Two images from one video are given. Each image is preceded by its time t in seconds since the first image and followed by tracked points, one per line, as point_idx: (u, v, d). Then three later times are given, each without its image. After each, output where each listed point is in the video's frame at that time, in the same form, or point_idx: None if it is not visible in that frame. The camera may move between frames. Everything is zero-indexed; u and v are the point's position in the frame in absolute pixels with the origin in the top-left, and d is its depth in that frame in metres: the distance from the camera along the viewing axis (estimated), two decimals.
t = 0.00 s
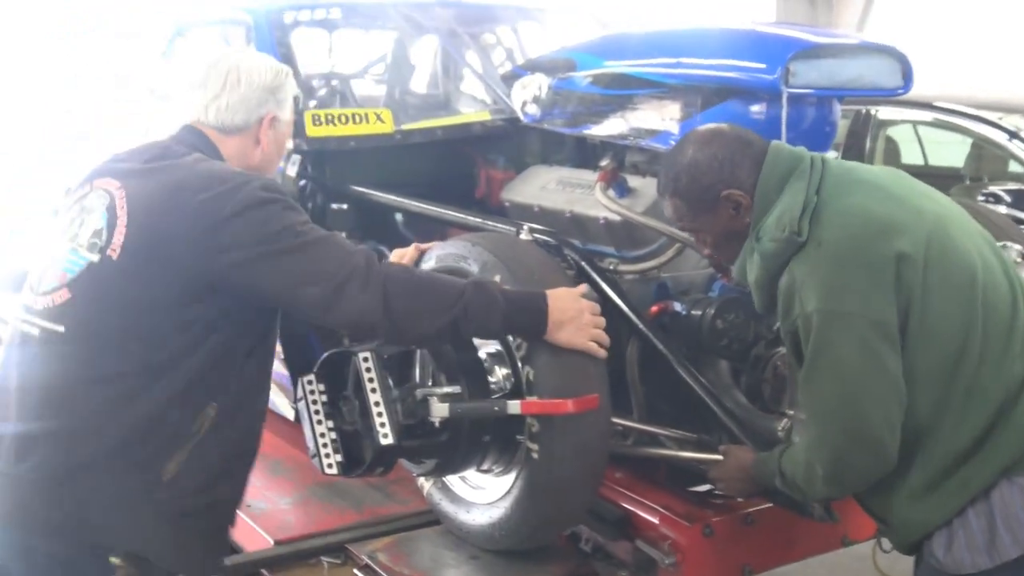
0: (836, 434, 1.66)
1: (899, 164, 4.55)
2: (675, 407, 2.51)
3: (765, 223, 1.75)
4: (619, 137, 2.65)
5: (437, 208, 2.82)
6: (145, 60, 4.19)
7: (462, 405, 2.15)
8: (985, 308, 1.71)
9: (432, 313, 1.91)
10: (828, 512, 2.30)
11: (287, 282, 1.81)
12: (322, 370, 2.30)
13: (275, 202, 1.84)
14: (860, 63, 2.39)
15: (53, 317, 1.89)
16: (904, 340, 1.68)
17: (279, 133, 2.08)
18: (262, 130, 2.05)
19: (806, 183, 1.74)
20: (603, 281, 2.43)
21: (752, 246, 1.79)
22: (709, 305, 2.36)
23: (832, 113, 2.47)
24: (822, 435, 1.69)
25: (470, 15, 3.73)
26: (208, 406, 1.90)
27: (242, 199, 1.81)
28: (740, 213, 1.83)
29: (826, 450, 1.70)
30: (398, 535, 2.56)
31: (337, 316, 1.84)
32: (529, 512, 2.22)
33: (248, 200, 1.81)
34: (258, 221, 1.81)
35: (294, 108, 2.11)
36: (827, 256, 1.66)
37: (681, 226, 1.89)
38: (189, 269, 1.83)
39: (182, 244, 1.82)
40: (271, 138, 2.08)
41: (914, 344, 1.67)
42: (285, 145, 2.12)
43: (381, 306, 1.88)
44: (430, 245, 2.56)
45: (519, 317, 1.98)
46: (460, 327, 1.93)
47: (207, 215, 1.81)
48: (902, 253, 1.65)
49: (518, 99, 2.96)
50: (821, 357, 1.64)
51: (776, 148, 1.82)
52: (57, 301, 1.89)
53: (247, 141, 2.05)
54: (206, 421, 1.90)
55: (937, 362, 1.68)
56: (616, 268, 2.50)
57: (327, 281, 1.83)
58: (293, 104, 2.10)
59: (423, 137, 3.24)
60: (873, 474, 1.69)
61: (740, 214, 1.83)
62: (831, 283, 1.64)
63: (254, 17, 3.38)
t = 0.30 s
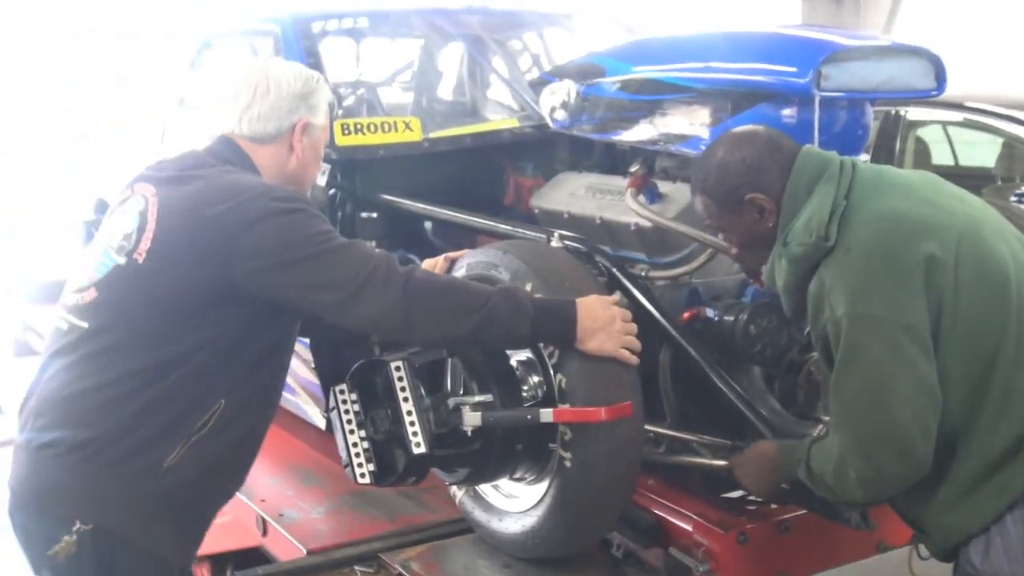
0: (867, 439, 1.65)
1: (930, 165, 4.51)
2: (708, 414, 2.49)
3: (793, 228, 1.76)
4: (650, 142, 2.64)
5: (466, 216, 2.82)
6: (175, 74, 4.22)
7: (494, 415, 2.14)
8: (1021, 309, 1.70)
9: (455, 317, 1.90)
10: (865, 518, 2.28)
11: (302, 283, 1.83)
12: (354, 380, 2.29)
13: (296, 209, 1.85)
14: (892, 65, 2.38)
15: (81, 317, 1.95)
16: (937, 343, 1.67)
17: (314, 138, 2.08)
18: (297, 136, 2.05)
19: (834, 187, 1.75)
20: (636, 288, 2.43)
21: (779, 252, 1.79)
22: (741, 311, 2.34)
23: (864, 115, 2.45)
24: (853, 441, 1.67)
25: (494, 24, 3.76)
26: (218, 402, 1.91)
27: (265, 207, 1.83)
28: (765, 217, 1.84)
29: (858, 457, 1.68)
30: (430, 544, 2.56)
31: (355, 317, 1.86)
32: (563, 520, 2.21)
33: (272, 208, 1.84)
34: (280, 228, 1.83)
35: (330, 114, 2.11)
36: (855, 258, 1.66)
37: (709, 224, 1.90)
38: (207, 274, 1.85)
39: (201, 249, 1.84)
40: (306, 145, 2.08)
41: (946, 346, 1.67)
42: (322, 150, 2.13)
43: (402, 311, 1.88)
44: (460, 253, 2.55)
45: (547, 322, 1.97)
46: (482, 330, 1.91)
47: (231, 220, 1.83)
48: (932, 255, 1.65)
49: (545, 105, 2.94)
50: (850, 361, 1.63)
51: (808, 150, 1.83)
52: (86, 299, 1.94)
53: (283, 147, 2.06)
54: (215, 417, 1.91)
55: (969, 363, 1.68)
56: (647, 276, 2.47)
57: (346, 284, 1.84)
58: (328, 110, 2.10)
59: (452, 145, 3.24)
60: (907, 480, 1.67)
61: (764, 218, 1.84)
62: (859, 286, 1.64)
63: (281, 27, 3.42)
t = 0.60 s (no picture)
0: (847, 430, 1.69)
1: (946, 164, 4.49)
2: (724, 414, 2.48)
3: (809, 220, 1.77)
4: (665, 141, 2.63)
5: (482, 215, 2.81)
6: (190, 73, 4.23)
7: (510, 414, 2.14)
8: None
9: (466, 311, 1.88)
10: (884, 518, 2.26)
11: (321, 277, 1.85)
12: (371, 380, 2.31)
13: (316, 202, 1.88)
14: (911, 64, 2.36)
15: (119, 306, 2.02)
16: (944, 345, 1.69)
17: (342, 132, 2.10)
18: (324, 130, 2.07)
19: (852, 184, 1.76)
20: (650, 286, 2.41)
21: (793, 244, 1.80)
22: (759, 309, 2.34)
23: (882, 114, 2.44)
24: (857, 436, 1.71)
25: (510, 21, 3.74)
26: (242, 390, 1.95)
27: (287, 202, 1.86)
28: (783, 211, 1.86)
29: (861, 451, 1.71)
30: (446, 543, 2.55)
31: (372, 313, 1.86)
32: (579, 520, 2.20)
33: (295, 200, 1.87)
34: (301, 221, 1.85)
35: (358, 111, 2.12)
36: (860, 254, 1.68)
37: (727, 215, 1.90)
38: (227, 266, 1.90)
39: (227, 240, 1.89)
40: (334, 140, 2.10)
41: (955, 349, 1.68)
42: (352, 145, 2.13)
43: (416, 301, 1.87)
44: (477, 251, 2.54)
45: (559, 318, 1.96)
46: (493, 324, 1.90)
47: (255, 213, 1.87)
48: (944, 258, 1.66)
49: (562, 103, 2.95)
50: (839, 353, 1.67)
51: (831, 146, 1.83)
52: (123, 291, 2.01)
53: (312, 141, 2.08)
54: (237, 406, 1.95)
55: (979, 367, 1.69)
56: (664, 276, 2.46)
57: (359, 278, 1.85)
58: (354, 106, 2.12)
59: (467, 143, 3.23)
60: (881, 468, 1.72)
61: (782, 211, 1.86)
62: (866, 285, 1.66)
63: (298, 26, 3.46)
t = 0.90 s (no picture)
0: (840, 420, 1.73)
1: (960, 162, 4.46)
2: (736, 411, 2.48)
3: (810, 218, 1.79)
4: (679, 137, 2.62)
5: (494, 210, 2.81)
6: (205, 67, 4.24)
7: (522, 409, 2.13)
8: None
9: (477, 294, 1.95)
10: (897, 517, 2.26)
11: (343, 253, 2.02)
12: (383, 374, 2.34)
13: (348, 185, 2.06)
14: (926, 62, 2.35)
15: (175, 273, 2.32)
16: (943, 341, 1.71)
17: (390, 129, 2.25)
18: (372, 126, 2.24)
19: (857, 180, 1.78)
20: (659, 279, 2.40)
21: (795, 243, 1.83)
22: (772, 307, 2.33)
23: (897, 113, 2.43)
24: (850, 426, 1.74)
25: (523, 16, 3.74)
26: (274, 362, 2.23)
27: (321, 184, 2.05)
28: (793, 209, 1.87)
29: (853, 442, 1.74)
30: (456, 538, 2.55)
31: (387, 290, 2.00)
32: (591, 516, 2.20)
33: (327, 183, 2.05)
34: (330, 204, 2.04)
35: (409, 112, 2.27)
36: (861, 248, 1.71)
37: (740, 210, 1.90)
38: (260, 248, 2.16)
39: (261, 222, 2.14)
40: (383, 137, 2.26)
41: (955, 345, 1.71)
42: (404, 144, 2.29)
43: (430, 281, 1.97)
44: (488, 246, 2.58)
45: (566, 311, 1.97)
46: (499, 311, 1.95)
47: (291, 197, 2.08)
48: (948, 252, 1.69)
49: (576, 98, 2.93)
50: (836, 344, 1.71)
51: (836, 145, 1.84)
52: (180, 261, 2.31)
53: (362, 136, 2.25)
54: (269, 378, 2.23)
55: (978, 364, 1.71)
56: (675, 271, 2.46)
57: (377, 256, 2.00)
58: (406, 108, 2.27)
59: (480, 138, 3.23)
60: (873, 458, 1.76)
61: (792, 211, 1.86)
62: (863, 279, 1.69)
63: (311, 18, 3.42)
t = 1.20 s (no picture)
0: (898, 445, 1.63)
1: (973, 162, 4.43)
2: (747, 409, 2.48)
3: (821, 230, 1.77)
4: (692, 134, 2.61)
5: (506, 205, 2.80)
6: (218, 61, 4.24)
7: (535, 405, 2.13)
8: None
9: (492, 286, 1.97)
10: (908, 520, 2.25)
11: (371, 240, 2.08)
12: (395, 368, 2.35)
13: (382, 175, 2.12)
14: (943, 59, 2.34)
15: (211, 254, 2.40)
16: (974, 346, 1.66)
17: (428, 128, 2.28)
18: (409, 124, 2.27)
19: (861, 193, 1.75)
20: (672, 277, 2.41)
21: (806, 255, 1.80)
22: (785, 306, 2.32)
23: (913, 111, 2.42)
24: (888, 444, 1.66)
25: (536, 11, 3.73)
26: (306, 350, 2.32)
27: (357, 172, 2.12)
28: (794, 217, 1.87)
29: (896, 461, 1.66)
30: (465, 533, 2.55)
31: (413, 276, 2.04)
32: (601, 513, 2.19)
33: (362, 172, 2.12)
34: (361, 191, 2.11)
35: (449, 116, 2.31)
36: (882, 258, 1.66)
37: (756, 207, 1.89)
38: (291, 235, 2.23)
39: (294, 208, 2.21)
40: (421, 136, 2.29)
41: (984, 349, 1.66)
42: (443, 145, 2.31)
43: (451, 269, 1.99)
44: (501, 242, 2.58)
45: (577, 308, 1.97)
46: (512, 304, 1.95)
47: (326, 184, 2.15)
48: (969, 254, 1.65)
49: (589, 93, 2.92)
50: (882, 363, 1.62)
51: (839, 151, 1.82)
52: (218, 243, 2.39)
53: (400, 135, 2.29)
54: (302, 365, 2.33)
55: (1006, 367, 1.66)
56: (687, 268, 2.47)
57: (404, 242, 2.05)
58: (447, 112, 2.31)
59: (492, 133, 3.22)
60: (941, 478, 1.65)
61: (792, 218, 1.86)
62: (891, 289, 1.63)
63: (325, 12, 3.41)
